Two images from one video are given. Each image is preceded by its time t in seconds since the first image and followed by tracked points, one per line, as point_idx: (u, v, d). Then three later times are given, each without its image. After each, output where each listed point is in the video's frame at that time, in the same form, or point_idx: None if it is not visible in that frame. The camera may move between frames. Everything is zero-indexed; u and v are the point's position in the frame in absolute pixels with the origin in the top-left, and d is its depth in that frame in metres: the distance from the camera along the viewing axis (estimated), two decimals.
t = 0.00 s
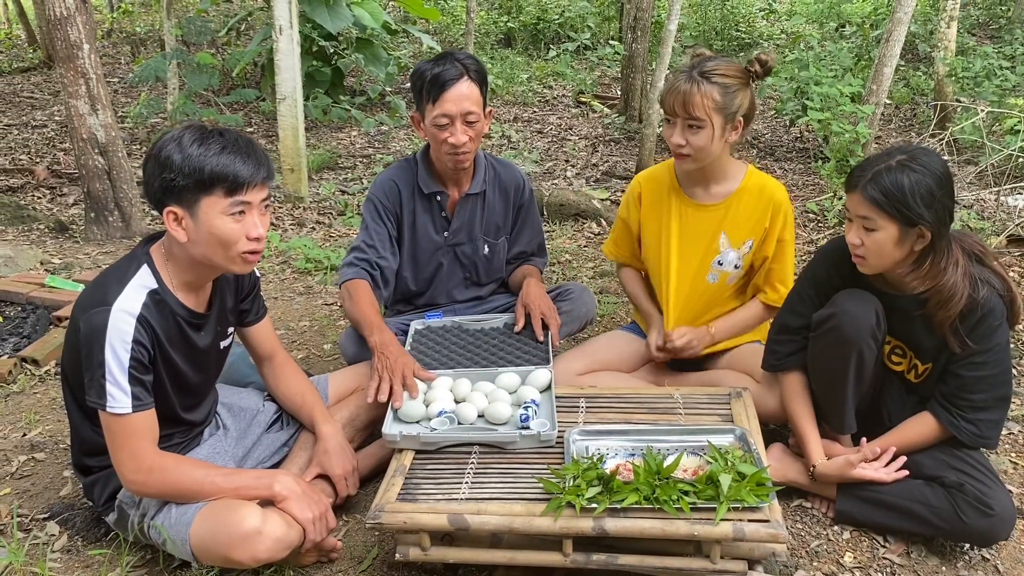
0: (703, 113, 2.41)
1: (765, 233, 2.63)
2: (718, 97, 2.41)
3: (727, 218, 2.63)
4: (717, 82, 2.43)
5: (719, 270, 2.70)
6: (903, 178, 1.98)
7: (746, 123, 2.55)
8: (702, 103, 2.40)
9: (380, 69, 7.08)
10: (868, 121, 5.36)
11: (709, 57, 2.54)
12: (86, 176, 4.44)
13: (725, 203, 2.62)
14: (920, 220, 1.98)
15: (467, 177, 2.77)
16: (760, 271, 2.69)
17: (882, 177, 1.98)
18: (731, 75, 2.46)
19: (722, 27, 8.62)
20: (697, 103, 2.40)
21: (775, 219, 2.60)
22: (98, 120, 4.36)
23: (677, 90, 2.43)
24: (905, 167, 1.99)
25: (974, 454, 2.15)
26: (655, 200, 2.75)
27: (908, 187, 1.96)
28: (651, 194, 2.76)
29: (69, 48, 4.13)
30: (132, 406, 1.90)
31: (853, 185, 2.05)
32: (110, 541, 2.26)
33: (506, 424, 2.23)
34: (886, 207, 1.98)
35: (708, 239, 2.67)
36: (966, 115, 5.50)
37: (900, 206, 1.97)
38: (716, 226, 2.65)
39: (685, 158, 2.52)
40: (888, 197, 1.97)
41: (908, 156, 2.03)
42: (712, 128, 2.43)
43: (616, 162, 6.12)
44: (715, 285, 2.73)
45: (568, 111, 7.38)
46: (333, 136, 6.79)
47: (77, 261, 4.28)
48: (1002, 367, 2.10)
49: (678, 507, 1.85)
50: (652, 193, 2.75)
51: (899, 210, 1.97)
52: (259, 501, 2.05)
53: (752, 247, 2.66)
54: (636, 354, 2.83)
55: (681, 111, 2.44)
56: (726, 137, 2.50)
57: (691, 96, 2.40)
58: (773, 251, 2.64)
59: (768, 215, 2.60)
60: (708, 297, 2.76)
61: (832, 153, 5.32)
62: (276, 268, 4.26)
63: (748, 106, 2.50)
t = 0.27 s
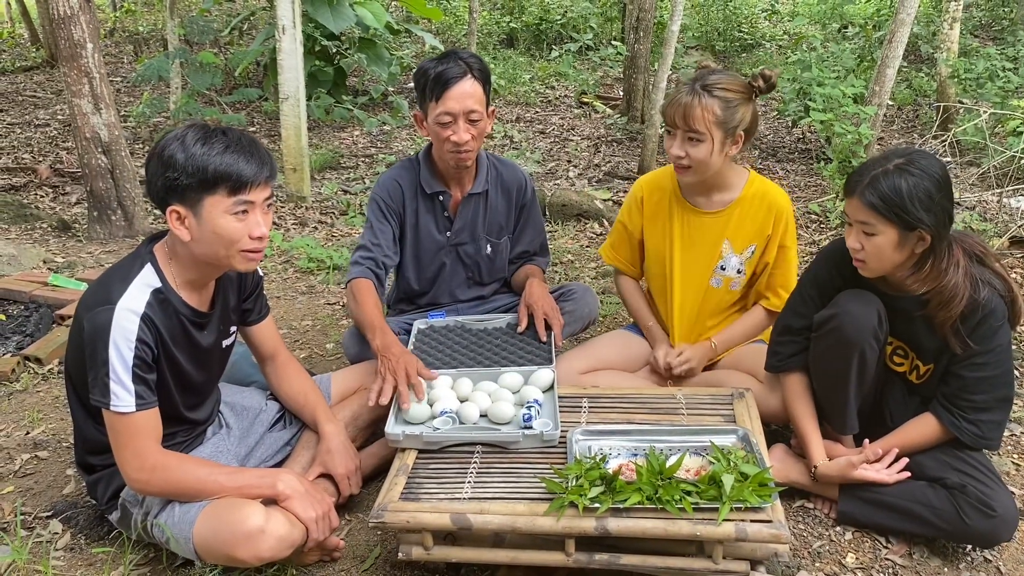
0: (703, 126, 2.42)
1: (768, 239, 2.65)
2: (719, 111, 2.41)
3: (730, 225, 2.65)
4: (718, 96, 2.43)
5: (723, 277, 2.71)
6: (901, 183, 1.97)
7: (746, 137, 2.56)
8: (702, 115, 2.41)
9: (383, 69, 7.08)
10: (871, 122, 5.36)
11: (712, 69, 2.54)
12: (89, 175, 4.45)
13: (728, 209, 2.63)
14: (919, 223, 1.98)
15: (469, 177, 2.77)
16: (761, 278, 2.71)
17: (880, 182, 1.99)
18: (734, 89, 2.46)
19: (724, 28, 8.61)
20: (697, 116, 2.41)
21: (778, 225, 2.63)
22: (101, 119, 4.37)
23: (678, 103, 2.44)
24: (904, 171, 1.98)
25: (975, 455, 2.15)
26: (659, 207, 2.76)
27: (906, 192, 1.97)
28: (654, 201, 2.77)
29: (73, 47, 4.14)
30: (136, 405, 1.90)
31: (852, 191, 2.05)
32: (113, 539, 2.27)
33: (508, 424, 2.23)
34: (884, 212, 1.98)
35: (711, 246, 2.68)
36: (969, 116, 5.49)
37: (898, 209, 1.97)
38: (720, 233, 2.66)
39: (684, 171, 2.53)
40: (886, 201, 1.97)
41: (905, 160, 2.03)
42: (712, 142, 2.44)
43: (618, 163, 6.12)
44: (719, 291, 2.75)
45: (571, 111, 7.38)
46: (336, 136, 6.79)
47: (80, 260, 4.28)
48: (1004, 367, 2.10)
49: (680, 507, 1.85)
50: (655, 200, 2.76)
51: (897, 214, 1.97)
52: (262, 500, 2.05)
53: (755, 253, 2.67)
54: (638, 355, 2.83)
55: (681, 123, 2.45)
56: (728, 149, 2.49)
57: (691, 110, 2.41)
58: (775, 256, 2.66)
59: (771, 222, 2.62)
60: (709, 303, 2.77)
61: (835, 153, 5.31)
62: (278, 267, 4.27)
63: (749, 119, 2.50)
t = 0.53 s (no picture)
0: (702, 146, 2.41)
1: (777, 234, 2.66)
2: (718, 131, 2.40)
3: (741, 221, 2.65)
4: (717, 115, 2.42)
5: (733, 273, 2.72)
6: (907, 198, 1.94)
7: (746, 152, 2.56)
8: (701, 135, 2.39)
9: (386, 68, 7.06)
10: (874, 123, 5.36)
11: (711, 85, 2.53)
12: (92, 173, 4.45)
13: (740, 206, 2.63)
14: (935, 236, 1.97)
15: (473, 178, 2.77)
16: (769, 273, 2.72)
17: (887, 202, 1.94)
18: (732, 107, 2.45)
19: (727, 28, 8.61)
20: (696, 136, 2.40)
21: (786, 220, 2.64)
22: (104, 117, 4.37)
23: (677, 121, 2.43)
24: (900, 187, 1.95)
25: (978, 454, 2.15)
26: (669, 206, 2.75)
27: (916, 208, 1.94)
28: (663, 199, 2.76)
29: (76, 45, 4.14)
30: (140, 403, 1.90)
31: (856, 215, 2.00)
32: (117, 537, 2.27)
33: (512, 423, 2.23)
34: (904, 233, 1.94)
35: (722, 243, 2.68)
36: (971, 117, 5.49)
37: (914, 224, 1.94)
38: (730, 230, 2.66)
39: (684, 187, 2.52)
40: (901, 218, 1.93)
41: (902, 173, 2.00)
42: (712, 162, 2.44)
43: (620, 163, 6.12)
44: (728, 288, 2.74)
45: (573, 111, 7.38)
46: (338, 135, 6.80)
47: (83, 258, 4.29)
48: (1007, 365, 2.11)
49: (684, 506, 1.86)
50: (664, 199, 2.76)
51: (916, 230, 1.94)
52: (266, 497, 2.05)
53: (764, 247, 2.68)
54: (641, 354, 2.83)
55: (680, 142, 2.44)
56: (728, 165, 2.49)
57: (690, 130, 2.40)
58: (783, 250, 2.67)
59: (780, 217, 2.63)
60: (718, 299, 2.76)
61: (837, 154, 5.31)
62: (281, 265, 4.27)
63: (749, 135, 2.50)
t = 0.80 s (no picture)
0: (704, 163, 2.40)
1: (779, 232, 2.66)
2: (718, 146, 2.39)
3: (743, 221, 2.65)
4: (716, 131, 2.40)
5: (734, 273, 2.72)
6: (916, 212, 1.90)
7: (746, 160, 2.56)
8: (703, 152, 2.38)
9: (388, 67, 7.05)
10: (876, 123, 5.35)
11: (709, 98, 2.50)
12: (95, 171, 4.45)
13: (742, 207, 2.62)
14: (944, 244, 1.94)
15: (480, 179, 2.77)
16: (771, 271, 2.72)
17: (897, 221, 1.89)
18: (730, 121, 2.43)
19: (729, 28, 8.60)
20: (696, 153, 2.38)
21: (789, 219, 2.63)
22: (107, 115, 4.37)
23: (677, 138, 2.40)
24: (902, 206, 1.91)
25: (980, 453, 2.16)
26: (671, 206, 2.75)
27: (925, 216, 1.91)
28: (666, 200, 2.75)
29: (79, 44, 4.14)
30: (142, 401, 1.90)
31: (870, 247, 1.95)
32: (119, 535, 2.27)
33: (514, 422, 2.23)
34: (918, 249, 1.91)
35: (724, 242, 2.68)
36: (974, 117, 5.49)
37: (928, 239, 1.90)
38: (733, 229, 2.66)
39: (687, 202, 2.52)
40: (916, 236, 1.90)
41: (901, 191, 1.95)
42: (714, 175, 2.43)
43: (623, 162, 6.12)
44: (729, 287, 2.75)
45: (575, 111, 7.38)
46: (340, 134, 6.80)
47: (85, 256, 4.29)
48: (1010, 364, 2.10)
49: (686, 506, 1.86)
50: (667, 200, 2.75)
51: (934, 241, 1.92)
52: (268, 495, 2.05)
53: (766, 246, 2.68)
54: (643, 354, 2.83)
55: (681, 159, 2.42)
56: (727, 175, 2.48)
57: (690, 147, 2.38)
58: (786, 249, 2.67)
59: (782, 216, 2.63)
60: (719, 297, 2.77)
61: (839, 154, 5.31)
62: (283, 264, 4.28)
63: (748, 146, 2.49)
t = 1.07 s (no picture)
0: (705, 170, 2.39)
1: (778, 230, 2.65)
2: (719, 153, 2.38)
3: (742, 219, 2.64)
4: (716, 138, 2.39)
5: (733, 271, 2.72)
6: (924, 219, 1.90)
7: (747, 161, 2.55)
8: (703, 160, 2.37)
9: (390, 66, 7.04)
10: (878, 123, 5.34)
11: (705, 104, 2.49)
12: (97, 169, 4.45)
13: (741, 205, 2.62)
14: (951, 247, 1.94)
15: (483, 179, 2.77)
16: (771, 269, 2.71)
17: (907, 233, 1.88)
18: (729, 127, 2.42)
19: (732, 28, 8.59)
20: (698, 161, 2.37)
21: (788, 217, 2.63)
22: (109, 113, 4.37)
23: (677, 147, 2.39)
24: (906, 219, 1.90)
25: (982, 453, 2.15)
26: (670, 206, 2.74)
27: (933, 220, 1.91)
28: (665, 200, 2.75)
29: (81, 42, 4.14)
30: (143, 398, 1.90)
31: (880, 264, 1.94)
32: (120, 533, 2.27)
33: (515, 421, 2.23)
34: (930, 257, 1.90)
35: (723, 240, 2.68)
36: (976, 117, 5.48)
37: (938, 249, 1.90)
38: (732, 227, 2.66)
39: (689, 208, 2.52)
40: (924, 248, 1.89)
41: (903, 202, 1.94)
42: (715, 182, 2.42)
43: (624, 162, 6.11)
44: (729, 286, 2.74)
45: (577, 110, 7.37)
46: (342, 133, 6.80)
47: (87, 254, 4.29)
48: (1013, 365, 2.09)
49: (688, 505, 1.85)
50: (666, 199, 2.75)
51: (943, 248, 1.91)
52: (269, 493, 2.05)
53: (765, 244, 2.68)
54: (644, 353, 2.83)
55: (681, 167, 2.41)
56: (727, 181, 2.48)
57: (691, 155, 2.37)
58: (785, 246, 2.67)
59: (781, 213, 2.63)
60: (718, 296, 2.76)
61: (842, 154, 5.30)
62: (285, 262, 4.28)
63: (747, 151, 2.48)
